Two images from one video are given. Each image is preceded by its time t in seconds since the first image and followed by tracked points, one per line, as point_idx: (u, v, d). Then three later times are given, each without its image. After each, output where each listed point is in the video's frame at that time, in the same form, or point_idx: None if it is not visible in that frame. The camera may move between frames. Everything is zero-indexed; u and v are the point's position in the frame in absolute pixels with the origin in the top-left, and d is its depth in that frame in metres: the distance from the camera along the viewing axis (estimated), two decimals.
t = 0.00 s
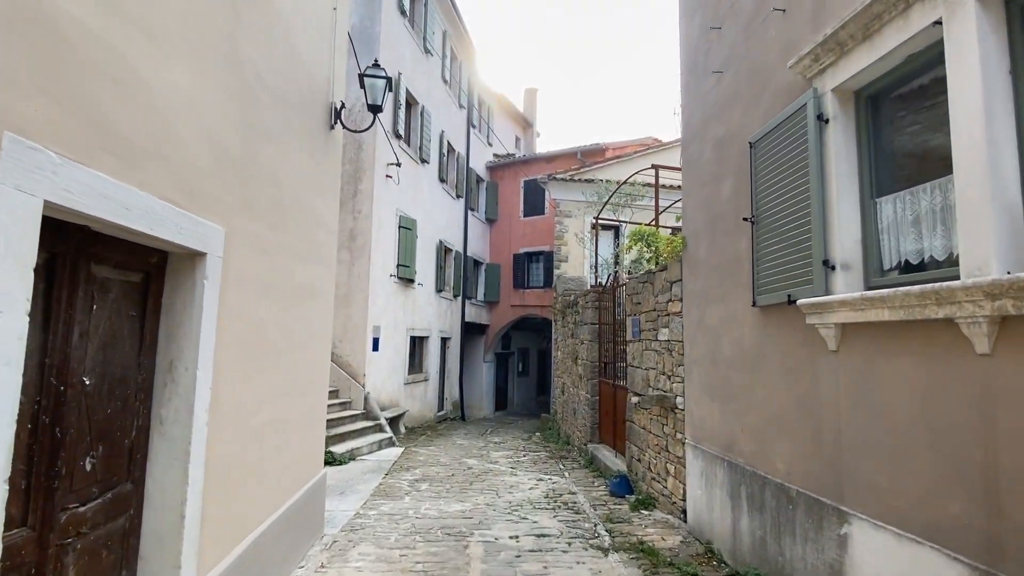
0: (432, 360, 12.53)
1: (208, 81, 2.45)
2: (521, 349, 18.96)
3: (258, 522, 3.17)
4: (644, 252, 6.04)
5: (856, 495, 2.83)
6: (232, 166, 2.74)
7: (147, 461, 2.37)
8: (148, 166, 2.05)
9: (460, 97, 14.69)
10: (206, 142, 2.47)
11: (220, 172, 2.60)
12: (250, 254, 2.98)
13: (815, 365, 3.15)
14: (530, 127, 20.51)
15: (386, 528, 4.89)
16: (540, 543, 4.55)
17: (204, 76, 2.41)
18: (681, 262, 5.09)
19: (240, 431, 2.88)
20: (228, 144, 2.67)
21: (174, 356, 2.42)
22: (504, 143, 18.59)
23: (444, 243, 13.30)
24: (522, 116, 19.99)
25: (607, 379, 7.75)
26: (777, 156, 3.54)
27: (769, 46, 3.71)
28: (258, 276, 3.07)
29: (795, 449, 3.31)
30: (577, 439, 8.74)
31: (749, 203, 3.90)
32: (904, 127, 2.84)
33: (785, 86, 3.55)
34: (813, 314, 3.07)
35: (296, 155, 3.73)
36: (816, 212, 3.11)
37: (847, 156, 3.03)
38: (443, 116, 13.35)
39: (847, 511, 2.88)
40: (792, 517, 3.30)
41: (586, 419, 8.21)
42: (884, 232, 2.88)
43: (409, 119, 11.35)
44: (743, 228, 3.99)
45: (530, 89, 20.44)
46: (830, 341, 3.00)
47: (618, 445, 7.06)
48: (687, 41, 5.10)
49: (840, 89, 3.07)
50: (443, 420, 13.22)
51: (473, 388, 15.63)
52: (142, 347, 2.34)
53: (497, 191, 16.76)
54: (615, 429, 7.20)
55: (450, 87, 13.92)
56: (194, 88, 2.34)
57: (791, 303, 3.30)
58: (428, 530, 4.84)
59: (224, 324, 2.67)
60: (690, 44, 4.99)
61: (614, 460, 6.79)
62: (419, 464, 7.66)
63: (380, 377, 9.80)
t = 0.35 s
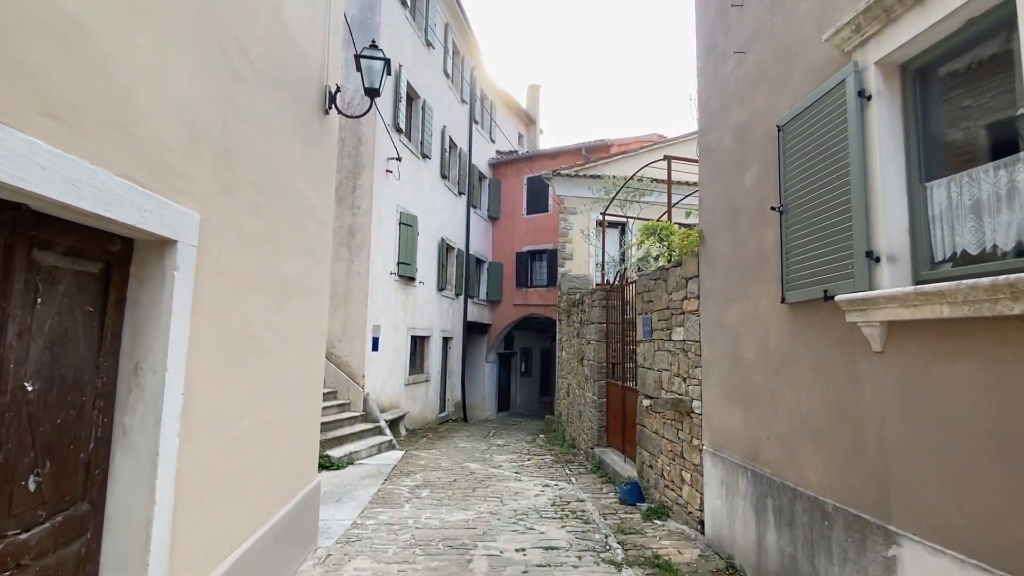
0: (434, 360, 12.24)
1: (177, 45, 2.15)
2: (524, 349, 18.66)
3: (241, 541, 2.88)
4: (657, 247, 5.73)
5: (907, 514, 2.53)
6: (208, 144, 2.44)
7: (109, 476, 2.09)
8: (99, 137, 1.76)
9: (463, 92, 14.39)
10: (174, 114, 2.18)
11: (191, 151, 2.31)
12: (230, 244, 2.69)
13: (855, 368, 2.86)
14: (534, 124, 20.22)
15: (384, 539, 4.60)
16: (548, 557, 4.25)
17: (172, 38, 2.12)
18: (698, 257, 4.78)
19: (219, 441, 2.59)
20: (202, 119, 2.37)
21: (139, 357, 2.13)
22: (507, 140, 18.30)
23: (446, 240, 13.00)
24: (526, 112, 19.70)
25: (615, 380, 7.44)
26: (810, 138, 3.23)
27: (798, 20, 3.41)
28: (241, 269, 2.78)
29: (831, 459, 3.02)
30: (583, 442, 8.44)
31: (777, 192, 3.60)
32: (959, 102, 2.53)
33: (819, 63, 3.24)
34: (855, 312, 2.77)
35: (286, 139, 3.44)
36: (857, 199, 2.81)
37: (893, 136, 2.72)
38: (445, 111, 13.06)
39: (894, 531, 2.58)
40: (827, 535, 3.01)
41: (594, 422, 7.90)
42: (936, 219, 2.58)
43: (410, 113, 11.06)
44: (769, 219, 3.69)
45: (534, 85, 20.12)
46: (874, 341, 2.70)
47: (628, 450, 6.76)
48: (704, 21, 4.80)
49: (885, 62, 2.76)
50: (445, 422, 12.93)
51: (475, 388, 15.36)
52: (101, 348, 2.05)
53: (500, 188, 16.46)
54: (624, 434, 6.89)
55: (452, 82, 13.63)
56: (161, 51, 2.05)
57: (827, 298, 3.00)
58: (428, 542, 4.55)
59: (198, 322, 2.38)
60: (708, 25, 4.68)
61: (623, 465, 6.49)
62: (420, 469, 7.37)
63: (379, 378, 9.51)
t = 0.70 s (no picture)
0: (433, 362, 11.98)
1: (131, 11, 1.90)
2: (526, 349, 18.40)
3: (216, 564, 2.63)
4: (665, 245, 5.46)
5: (952, 539, 2.27)
6: (170, 125, 2.19)
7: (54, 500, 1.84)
8: (26, 109, 1.51)
9: (463, 89, 14.13)
10: (128, 90, 1.92)
11: (149, 133, 2.05)
12: (197, 239, 2.44)
13: (891, 375, 2.59)
14: (535, 121, 19.95)
15: (377, 553, 4.34)
16: (551, 573, 3.99)
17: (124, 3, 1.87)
18: (709, 255, 4.52)
19: (187, 454, 2.33)
20: (163, 97, 2.12)
21: (89, 365, 1.88)
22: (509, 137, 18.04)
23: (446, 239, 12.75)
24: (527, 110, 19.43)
25: (621, 383, 7.17)
26: (838, 123, 2.96)
27: None
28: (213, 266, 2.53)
29: (863, 474, 2.76)
30: (587, 447, 8.17)
31: (799, 183, 3.33)
32: (1010, 78, 2.26)
33: (846, 42, 2.98)
34: (891, 312, 2.51)
35: (267, 127, 3.19)
36: (892, 187, 2.54)
37: (933, 118, 2.46)
38: (445, 107, 12.79)
39: (938, 558, 2.32)
40: (858, 556, 2.75)
41: (598, 426, 7.63)
42: (984, 209, 2.31)
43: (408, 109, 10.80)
44: (790, 213, 3.42)
45: (535, 83, 19.85)
46: (914, 345, 2.44)
47: (634, 456, 6.49)
48: (716, 5, 4.53)
49: (924, 37, 2.50)
50: (444, 425, 12.68)
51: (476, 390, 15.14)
52: (42, 354, 1.80)
53: (500, 187, 16.19)
54: (631, 439, 6.62)
55: (452, 78, 13.38)
56: (109, 16, 1.80)
57: (859, 298, 2.73)
58: (424, 557, 4.28)
59: (161, 324, 2.13)
60: (721, 8, 4.41)
61: (629, 472, 6.23)
62: (417, 475, 7.11)
63: (377, 380, 9.25)
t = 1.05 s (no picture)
0: (430, 361, 11.71)
1: None
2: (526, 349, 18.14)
3: None
4: (667, 237, 5.16)
5: (994, 559, 2.00)
6: (104, 88, 1.93)
7: None
8: None
9: (460, 83, 13.86)
10: (44, 41, 1.66)
11: (74, 94, 1.79)
12: (142, 220, 2.16)
13: (921, 375, 2.32)
14: (535, 117, 19.66)
15: (361, 564, 4.07)
16: None
17: None
18: (714, 246, 4.25)
19: (129, 462, 2.07)
20: (93, 55, 1.86)
21: None
22: (508, 134, 17.75)
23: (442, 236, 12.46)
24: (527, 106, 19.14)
25: (621, 383, 6.89)
26: (861, 96, 2.68)
27: None
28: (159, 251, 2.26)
29: (889, 482, 2.48)
30: (586, 448, 7.89)
31: (815, 164, 3.04)
32: None
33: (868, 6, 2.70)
34: (922, 303, 2.23)
35: (232, 103, 2.93)
36: (923, 162, 2.26)
37: (969, 84, 2.18)
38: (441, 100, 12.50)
39: None
40: None
41: (597, 428, 7.36)
42: None
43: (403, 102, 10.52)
44: (803, 197, 3.15)
45: (535, 78, 19.57)
46: (949, 339, 2.16)
47: (635, 459, 6.22)
48: None
49: None
50: (441, 426, 12.41)
51: (474, 390, 15.03)
52: None
53: (499, 183, 15.92)
54: (631, 441, 6.35)
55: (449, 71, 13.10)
56: None
57: (884, 286, 2.45)
58: (410, 568, 4.00)
59: (91, 312, 1.86)
60: None
61: (631, 476, 5.95)
62: (409, 479, 6.83)
63: (370, 381, 8.98)
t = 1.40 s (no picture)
0: (426, 362, 11.46)
1: None
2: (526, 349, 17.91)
3: None
4: (670, 231, 4.91)
5: None
6: (18, 48, 1.68)
7: None
8: None
9: (458, 78, 13.60)
10: None
11: None
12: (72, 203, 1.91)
13: (957, 378, 2.07)
14: (535, 114, 19.40)
15: None
16: None
17: None
18: (721, 240, 3.98)
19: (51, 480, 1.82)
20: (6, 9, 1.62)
21: None
22: (507, 131, 17.50)
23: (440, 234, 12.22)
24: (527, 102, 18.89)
25: (621, 385, 6.62)
26: (888, 69, 2.43)
27: None
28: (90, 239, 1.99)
29: (920, 498, 2.23)
30: (586, 452, 7.63)
31: (834, 146, 2.79)
32: None
33: None
34: (960, 298, 1.97)
35: (195, 80, 2.68)
36: (962, 138, 2.00)
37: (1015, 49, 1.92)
38: (438, 95, 12.25)
39: None
40: None
41: (597, 431, 7.09)
42: None
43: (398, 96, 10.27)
44: (820, 183, 2.90)
45: (535, 75, 19.31)
46: (992, 339, 1.91)
47: (636, 465, 5.96)
48: None
49: None
50: (438, 428, 12.15)
51: (474, 391, 14.90)
52: None
53: (498, 181, 15.66)
54: (632, 446, 6.08)
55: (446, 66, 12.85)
56: None
57: (914, 279, 2.20)
58: None
59: None
60: None
61: (632, 483, 5.69)
62: (402, 483, 6.57)
63: (363, 382, 8.72)
